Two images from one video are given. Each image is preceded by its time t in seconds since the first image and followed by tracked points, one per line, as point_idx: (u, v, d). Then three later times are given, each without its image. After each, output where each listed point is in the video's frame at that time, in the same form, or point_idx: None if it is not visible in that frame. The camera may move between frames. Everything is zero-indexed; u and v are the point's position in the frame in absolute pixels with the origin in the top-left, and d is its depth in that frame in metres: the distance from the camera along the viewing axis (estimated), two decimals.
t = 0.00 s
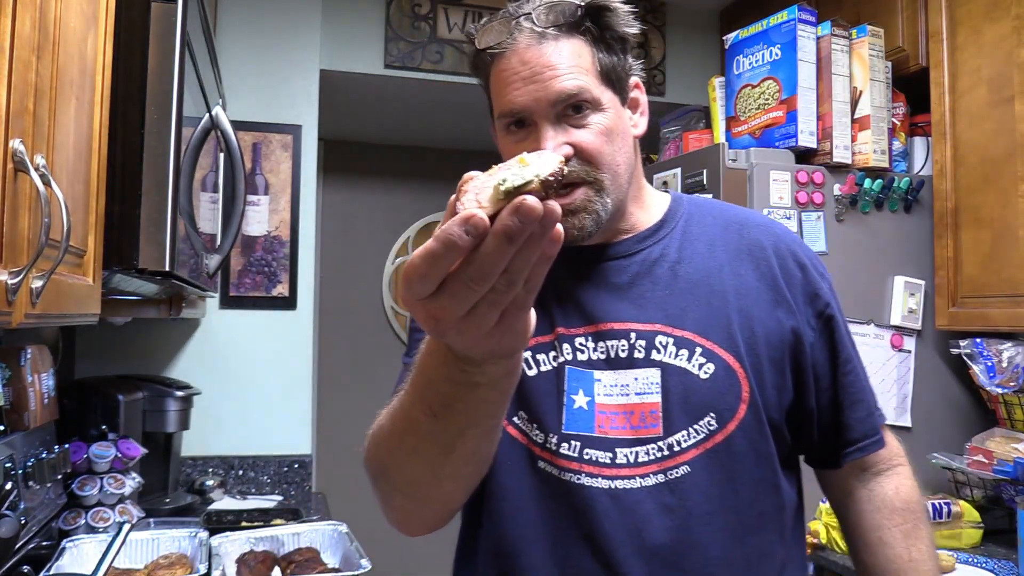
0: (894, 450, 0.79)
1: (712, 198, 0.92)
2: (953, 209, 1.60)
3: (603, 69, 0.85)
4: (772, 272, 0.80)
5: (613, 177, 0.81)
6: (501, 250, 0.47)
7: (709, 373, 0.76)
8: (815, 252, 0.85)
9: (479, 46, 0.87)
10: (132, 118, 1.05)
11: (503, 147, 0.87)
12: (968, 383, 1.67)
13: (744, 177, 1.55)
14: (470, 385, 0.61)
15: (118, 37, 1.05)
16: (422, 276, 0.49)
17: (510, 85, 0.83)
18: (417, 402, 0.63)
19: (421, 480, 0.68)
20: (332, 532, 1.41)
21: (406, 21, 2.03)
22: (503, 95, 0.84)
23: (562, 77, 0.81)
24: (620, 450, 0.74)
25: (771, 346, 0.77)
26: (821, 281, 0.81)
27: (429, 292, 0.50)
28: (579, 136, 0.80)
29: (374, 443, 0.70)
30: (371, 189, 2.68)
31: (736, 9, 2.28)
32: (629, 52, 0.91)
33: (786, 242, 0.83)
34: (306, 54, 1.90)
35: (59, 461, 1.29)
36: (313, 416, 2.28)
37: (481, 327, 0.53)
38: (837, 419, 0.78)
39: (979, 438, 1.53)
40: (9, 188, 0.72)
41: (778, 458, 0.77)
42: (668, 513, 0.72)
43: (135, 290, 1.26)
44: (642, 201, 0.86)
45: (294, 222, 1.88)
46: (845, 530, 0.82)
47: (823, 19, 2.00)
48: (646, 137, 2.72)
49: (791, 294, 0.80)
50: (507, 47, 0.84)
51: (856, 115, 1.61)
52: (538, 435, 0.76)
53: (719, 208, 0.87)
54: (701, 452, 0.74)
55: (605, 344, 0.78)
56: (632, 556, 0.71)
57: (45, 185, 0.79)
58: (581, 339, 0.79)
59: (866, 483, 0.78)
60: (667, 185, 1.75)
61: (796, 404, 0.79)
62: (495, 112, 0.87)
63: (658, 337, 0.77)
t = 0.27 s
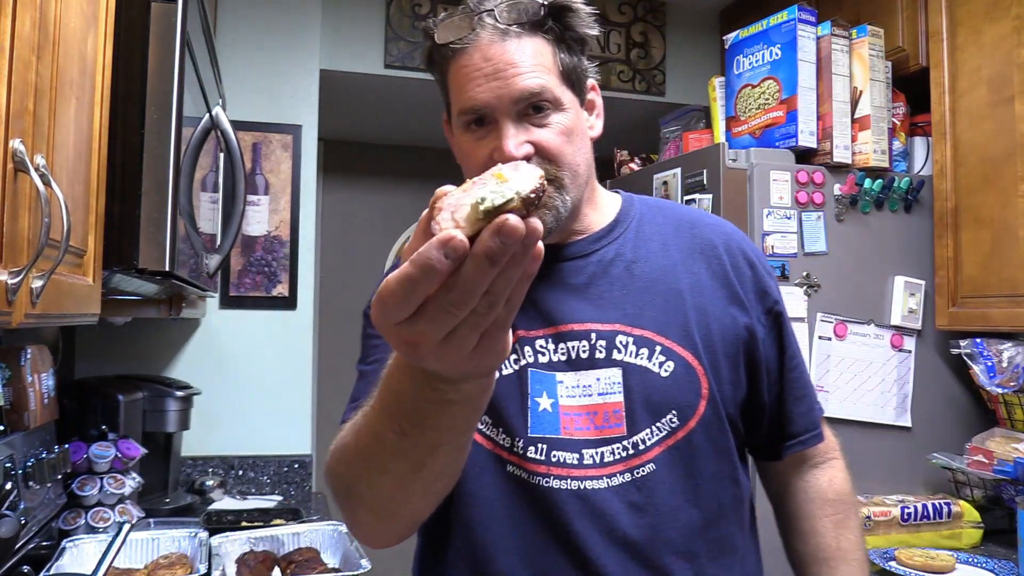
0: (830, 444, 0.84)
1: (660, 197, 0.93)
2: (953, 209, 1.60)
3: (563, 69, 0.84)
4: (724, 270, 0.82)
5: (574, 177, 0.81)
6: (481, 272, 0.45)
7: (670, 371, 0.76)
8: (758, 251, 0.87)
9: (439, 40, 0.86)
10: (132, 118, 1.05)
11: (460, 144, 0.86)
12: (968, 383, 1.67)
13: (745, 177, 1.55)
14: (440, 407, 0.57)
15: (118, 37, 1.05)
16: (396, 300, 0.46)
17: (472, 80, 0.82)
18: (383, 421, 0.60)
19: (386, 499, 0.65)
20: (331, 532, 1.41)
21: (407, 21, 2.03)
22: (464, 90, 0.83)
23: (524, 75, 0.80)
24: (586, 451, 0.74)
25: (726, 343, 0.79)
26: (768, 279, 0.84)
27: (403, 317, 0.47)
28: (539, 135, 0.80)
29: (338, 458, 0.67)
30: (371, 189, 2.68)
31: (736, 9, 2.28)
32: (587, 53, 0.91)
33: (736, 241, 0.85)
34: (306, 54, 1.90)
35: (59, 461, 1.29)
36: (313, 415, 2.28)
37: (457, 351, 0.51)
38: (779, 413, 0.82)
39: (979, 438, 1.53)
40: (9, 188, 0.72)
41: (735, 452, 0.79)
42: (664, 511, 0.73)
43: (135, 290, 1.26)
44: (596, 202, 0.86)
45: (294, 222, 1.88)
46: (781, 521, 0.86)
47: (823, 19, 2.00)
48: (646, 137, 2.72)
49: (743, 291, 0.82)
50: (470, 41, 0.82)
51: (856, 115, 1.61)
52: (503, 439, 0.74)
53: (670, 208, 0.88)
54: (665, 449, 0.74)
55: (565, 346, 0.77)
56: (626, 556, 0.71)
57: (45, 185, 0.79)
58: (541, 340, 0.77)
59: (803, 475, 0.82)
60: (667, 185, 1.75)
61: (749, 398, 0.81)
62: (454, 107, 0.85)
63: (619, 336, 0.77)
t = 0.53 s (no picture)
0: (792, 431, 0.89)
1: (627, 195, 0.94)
2: (952, 208, 1.60)
3: (547, 55, 0.80)
4: (696, 268, 0.84)
5: (555, 163, 0.76)
6: (495, 278, 0.43)
7: (653, 370, 0.76)
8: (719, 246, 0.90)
9: (422, 18, 0.79)
10: (132, 118, 1.05)
11: (438, 125, 0.78)
12: (967, 383, 1.67)
13: (745, 177, 1.55)
14: (428, 435, 0.53)
15: (118, 37, 1.05)
16: (400, 308, 0.43)
17: (456, 55, 0.74)
18: (365, 455, 0.55)
19: (364, 541, 0.59)
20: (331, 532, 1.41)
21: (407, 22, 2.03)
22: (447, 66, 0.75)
23: (510, 52, 0.74)
24: (576, 456, 0.72)
25: (703, 340, 0.81)
26: (736, 275, 0.87)
27: (404, 328, 0.45)
28: (525, 114, 0.74)
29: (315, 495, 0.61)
30: (371, 189, 2.68)
31: (736, 9, 2.28)
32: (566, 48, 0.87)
33: (705, 239, 0.88)
34: (307, 54, 1.90)
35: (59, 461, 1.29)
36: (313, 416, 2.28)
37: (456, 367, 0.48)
38: (749, 405, 0.86)
39: (979, 438, 1.53)
40: (9, 188, 0.72)
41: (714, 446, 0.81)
42: (662, 511, 0.73)
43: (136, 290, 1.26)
44: (567, 196, 0.84)
45: (293, 222, 1.88)
46: (748, 508, 0.89)
47: (823, 19, 2.00)
48: (646, 137, 2.72)
49: (715, 289, 0.84)
50: (453, 16, 0.76)
51: (856, 115, 1.61)
52: (489, 453, 0.72)
53: (639, 207, 0.89)
54: (654, 448, 0.74)
55: (548, 351, 0.75)
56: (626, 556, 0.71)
57: (45, 185, 0.79)
58: (522, 348, 0.75)
59: (768, 461, 0.86)
60: (667, 185, 1.75)
61: (723, 393, 0.85)
62: (435, 85, 0.78)
63: (601, 338, 0.76)
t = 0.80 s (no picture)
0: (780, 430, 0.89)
1: (617, 191, 0.93)
2: (952, 208, 1.60)
3: (546, 44, 0.79)
4: (689, 270, 0.84)
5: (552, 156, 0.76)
6: (529, 360, 0.45)
7: (647, 376, 0.76)
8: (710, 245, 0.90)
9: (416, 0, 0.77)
10: (131, 118, 1.05)
11: (431, 112, 0.77)
12: (967, 383, 1.67)
13: (745, 177, 1.55)
14: (427, 492, 0.52)
15: (118, 37, 1.05)
16: (445, 385, 0.45)
17: (454, 38, 0.74)
18: (366, 503, 0.54)
19: None
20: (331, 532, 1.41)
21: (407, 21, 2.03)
22: (443, 50, 0.74)
23: (511, 39, 0.74)
24: (570, 465, 0.72)
25: (696, 344, 0.81)
26: (727, 276, 0.87)
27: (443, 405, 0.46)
28: (524, 103, 0.74)
29: (308, 532, 0.60)
30: (371, 189, 2.68)
31: (736, 9, 2.28)
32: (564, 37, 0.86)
33: (697, 239, 0.87)
34: (307, 54, 1.90)
35: (59, 461, 1.29)
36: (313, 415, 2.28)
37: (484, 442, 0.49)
38: (739, 407, 0.86)
39: (979, 438, 1.53)
40: (9, 188, 0.72)
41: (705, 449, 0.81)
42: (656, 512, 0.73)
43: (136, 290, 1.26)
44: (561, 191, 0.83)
45: (293, 222, 1.88)
46: (735, 507, 0.90)
47: (823, 20, 2.00)
48: (646, 137, 2.72)
49: (708, 291, 0.84)
50: None
51: (856, 115, 1.61)
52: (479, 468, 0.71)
53: (630, 206, 0.89)
54: (647, 455, 0.74)
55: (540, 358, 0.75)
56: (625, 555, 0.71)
57: (45, 185, 0.79)
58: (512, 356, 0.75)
59: (756, 461, 0.87)
60: (667, 185, 1.75)
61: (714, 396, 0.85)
62: (430, 69, 0.76)
63: (594, 344, 0.75)
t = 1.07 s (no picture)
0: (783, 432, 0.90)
1: (619, 191, 0.93)
2: (952, 209, 1.60)
3: (551, 51, 0.78)
4: (688, 274, 0.83)
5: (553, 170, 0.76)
6: (533, 307, 0.48)
7: (643, 387, 0.76)
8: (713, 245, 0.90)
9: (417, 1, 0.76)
10: (131, 118, 1.05)
11: (430, 121, 0.76)
12: (967, 383, 1.67)
13: (745, 177, 1.55)
14: (428, 465, 0.52)
15: (118, 37, 1.05)
16: (461, 335, 0.46)
17: (456, 46, 0.72)
18: (366, 487, 0.54)
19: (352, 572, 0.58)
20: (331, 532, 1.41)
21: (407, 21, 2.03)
22: (444, 57, 0.73)
23: (515, 49, 0.72)
24: (564, 478, 0.72)
25: (693, 352, 0.81)
26: (729, 280, 0.87)
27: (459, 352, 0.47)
28: (527, 117, 0.73)
29: (305, 523, 0.59)
30: (371, 189, 2.68)
31: (736, 9, 2.28)
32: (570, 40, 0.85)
33: (698, 241, 0.87)
34: (307, 54, 1.90)
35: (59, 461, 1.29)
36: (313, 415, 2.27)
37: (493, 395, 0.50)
38: (741, 412, 0.87)
39: (979, 438, 1.53)
40: (9, 188, 0.72)
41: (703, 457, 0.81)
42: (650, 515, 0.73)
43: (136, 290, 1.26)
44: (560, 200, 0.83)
45: (293, 222, 1.88)
46: (737, 511, 0.90)
47: (823, 19, 2.00)
48: (646, 137, 2.72)
49: (708, 296, 0.84)
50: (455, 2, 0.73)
51: (856, 115, 1.61)
52: (473, 480, 0.71)
53: (630, 205, 0.89)
54: (642, 466, 0.75)
55: (535, 368, 0.74)
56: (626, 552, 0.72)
57: (45, 185, 0.79)
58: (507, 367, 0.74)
59: (758, 464, 0.87)
60: (667, 185, 1.75)
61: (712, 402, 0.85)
62: (430, 76, 0.75)
63: (590, 354, 0.75)
